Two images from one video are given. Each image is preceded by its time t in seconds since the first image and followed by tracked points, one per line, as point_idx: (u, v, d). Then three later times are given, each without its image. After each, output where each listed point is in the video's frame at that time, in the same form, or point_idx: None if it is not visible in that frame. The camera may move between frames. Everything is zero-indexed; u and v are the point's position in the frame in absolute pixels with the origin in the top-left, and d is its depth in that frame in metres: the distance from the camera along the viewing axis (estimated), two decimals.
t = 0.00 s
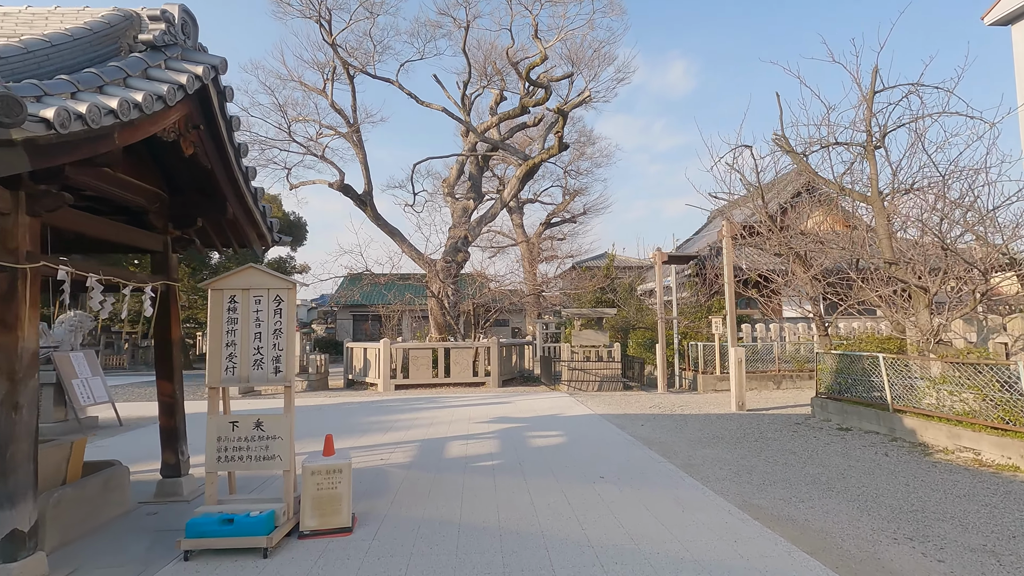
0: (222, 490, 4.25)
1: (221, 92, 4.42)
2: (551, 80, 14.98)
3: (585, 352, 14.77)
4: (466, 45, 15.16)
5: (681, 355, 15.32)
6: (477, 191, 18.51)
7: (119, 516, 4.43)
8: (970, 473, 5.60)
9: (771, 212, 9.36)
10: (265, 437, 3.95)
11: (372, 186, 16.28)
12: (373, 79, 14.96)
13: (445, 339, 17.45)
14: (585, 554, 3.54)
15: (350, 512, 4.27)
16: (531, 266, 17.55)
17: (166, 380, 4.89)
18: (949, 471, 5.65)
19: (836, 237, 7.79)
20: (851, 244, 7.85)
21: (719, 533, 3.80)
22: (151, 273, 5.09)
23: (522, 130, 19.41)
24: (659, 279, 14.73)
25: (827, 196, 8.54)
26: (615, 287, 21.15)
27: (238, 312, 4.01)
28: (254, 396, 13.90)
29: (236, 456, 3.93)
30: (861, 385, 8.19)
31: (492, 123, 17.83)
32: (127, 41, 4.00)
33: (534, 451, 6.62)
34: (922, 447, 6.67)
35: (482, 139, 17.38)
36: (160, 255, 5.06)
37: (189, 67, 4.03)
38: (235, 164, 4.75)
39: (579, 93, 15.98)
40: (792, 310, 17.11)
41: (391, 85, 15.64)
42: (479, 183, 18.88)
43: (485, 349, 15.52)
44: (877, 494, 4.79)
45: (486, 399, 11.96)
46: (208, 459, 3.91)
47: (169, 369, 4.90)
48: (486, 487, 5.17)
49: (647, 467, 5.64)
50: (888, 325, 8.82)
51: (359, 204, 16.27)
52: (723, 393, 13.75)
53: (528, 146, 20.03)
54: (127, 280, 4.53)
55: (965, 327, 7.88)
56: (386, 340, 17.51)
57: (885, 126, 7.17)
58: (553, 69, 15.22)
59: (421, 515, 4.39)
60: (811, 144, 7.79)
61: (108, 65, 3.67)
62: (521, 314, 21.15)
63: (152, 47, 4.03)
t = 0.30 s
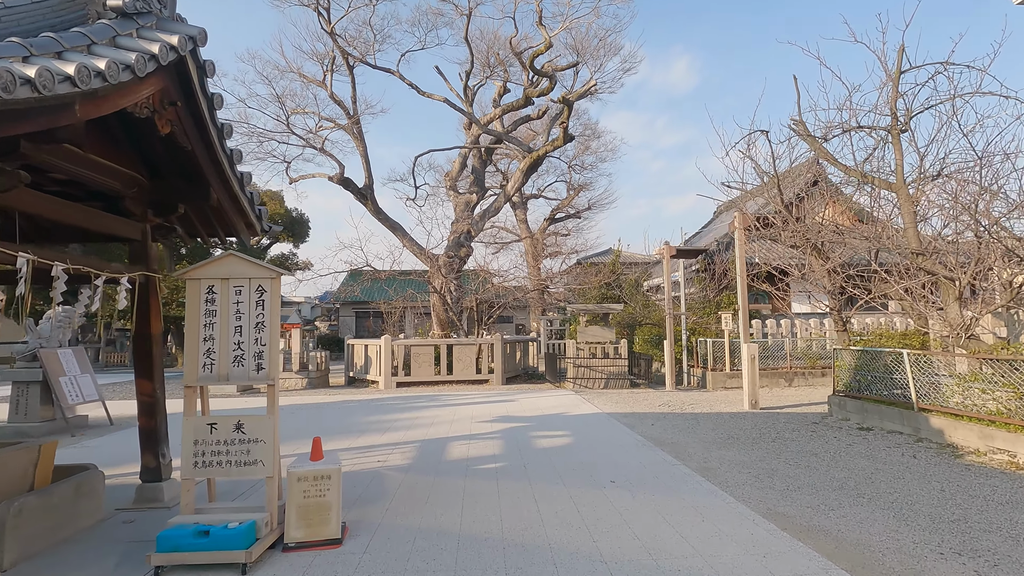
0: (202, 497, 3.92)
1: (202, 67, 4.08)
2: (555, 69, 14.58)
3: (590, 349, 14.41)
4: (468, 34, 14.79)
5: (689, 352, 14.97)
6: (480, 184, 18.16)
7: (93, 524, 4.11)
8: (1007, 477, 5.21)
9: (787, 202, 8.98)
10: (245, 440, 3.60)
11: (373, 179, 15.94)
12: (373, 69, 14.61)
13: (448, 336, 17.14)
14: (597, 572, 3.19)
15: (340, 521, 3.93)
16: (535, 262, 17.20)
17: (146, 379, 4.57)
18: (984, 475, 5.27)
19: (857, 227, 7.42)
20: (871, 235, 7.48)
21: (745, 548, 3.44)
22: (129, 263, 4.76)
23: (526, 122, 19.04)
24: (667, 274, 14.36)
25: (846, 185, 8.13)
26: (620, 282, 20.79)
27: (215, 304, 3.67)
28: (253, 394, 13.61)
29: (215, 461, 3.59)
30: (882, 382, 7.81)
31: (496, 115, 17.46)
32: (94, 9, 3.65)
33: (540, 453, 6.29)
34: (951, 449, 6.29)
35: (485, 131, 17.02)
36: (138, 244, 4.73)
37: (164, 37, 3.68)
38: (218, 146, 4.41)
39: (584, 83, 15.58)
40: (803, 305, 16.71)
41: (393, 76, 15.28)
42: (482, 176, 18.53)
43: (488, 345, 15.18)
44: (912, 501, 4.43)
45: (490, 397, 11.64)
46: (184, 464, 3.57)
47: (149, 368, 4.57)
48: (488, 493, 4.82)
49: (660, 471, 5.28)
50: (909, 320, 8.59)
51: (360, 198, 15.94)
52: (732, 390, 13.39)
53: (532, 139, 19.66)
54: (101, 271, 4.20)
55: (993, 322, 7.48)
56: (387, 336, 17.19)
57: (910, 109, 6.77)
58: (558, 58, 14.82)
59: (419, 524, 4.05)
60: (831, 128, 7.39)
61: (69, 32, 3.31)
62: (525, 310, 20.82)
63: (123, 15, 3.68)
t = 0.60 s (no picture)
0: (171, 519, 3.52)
1: (169, 38, 3.70)
2: (557, 58, 14.14)
3: (594, 347, 14.02)
4: (468, 23, 14.35)
5: (695, 350, 14.59)
6: (480, 178, 17.76)
7: (51, 545, 3.74)
8: None
9: (801, 193, 8.57)
10: (215, 455, 3.21)
11: (370, 172, 15.54)
12: (370, 58, 14.19)
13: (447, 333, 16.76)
14: None
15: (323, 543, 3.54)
16: (536, 258, 16.73)
17: (113, 384, 4.16)
18: None
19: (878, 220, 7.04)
20: (893, 227, 7.08)
21: None
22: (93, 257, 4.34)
23: (528, 115, 18.62)
24: (672, 269, 13.95)
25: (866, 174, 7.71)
26: (623, 278, 20.40)
27: (181, 302, 3.27)
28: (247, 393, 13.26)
29: (180, 478, 3.20)
30: (903, 384, 7.41)
31: (496, 106, 17.04)
32: None
33: (544, 460, 5.90)
34: (981, 456, 5.89)
35: (485, 123, 16.60)
36: (103, 235, 4.31)
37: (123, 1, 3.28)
38: (190, 127, 4.04)
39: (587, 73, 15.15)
40: (811, 302, 16.31)
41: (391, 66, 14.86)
42: (482, 170, 18.12)
43: (489, 343, 14.80)
44: (953, 519, 4.04)
45: (490, 396, 11.27)
46: (146, 483, 3.18)
47: (116, 372, 4.16)
48: (487, 507, 4.44)
49: (673, 482, 4.88)
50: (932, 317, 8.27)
51: (357, 191, 15.54)
52: (740, 389, 13.02)
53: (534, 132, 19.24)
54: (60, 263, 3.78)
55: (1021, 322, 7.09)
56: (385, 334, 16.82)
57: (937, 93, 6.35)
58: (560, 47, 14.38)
59: (410, 545, 3.66)
60: (851, 113, 6.96)
61: None
62: (526, 307, 20.45)
63: None
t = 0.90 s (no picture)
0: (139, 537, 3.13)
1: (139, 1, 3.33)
2: (560, 47, 13.74)
3: (598, 345, 13.65)
4: (468, 12, 13.97)
5: (701, 348, 14.24)
6: (481, 173, 17.39)
7: (10, 563, 3.36)
8: None
9: (817, 184, 8.21)
10: (186, 465, 2.83)
11: (367, 166, 15.15)
12: (368, 48, 13.80)
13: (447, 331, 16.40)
14: None
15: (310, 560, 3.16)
16: (537, 254, 16.30)
17: (81, 384, 3.78)
18: None
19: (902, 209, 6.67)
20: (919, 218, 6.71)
21: None
22: (60, 244, 4.02)
23: (529, 108, 18.25)
24: (677, 265, 13.59)
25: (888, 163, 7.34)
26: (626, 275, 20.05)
27: (148, 292, 2.88)
28: (240, 393, 12.88)
29: (147, 492, 2.82)
30: (926, 383, 7.05)
31: (497, 99, 16.65)
32: None
33: (551, 464, 5.54)
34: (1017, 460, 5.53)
35: (486, 116, 16.21)
36: (71, 219, 4.00)
37: None
38: (165, 103, 3.68)
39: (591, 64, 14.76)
40: (818, 298, 15.99)
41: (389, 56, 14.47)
42: (483, 164, 17.74)
43: (490, 341, 14.43)
44: (1006, 532, 3.66)
45: (492, 396, 10.91)
46: (108, 497, 2.80)
47: (84, 371, 3.77)
48: (492, 519, 4.07)
49: (693, 490, 4.50)
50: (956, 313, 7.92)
51: (354, 186, 15.16)
52: (747, 388, 12.68)
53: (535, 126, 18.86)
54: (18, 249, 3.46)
55: None
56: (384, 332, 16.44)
57: (970, 74, 5.96)
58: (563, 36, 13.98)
59: (408, 564, 3.29)
60: (875, 97, 6.59)
61: None
62: (527, 305, 20.09)
63: None
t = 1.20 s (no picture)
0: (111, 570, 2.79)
1: None
2: (570, 41, 13.38)
3: (609, 347, 13.28)
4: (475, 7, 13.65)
5: (716, 350, 13.84)
6: (488, 171, 17.06)
7: None
8: None
9: (843, 179, 7.82)
10: (161, 492, 2.52)
11: (373, 164, 14.85)
12: (373, 43, 13.50)
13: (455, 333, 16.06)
14: None
15: None
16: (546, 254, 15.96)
17: (57, 396, 3.46)
18: None
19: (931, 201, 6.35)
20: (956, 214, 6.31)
21: None
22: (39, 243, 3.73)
23: (538, 105, 17.92)
24: (692, 265, 13.21)
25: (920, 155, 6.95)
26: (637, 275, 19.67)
27: (118, 295, 2.56)
28: (244, 397, 12.59)
29: (115, 522, 2.50)
30: (963, 388, 6.67)
31: (505, 96, 16.32)
32: None
33: (567, 478, 5.18)
34: None
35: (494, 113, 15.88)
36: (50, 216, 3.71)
37: None
38: (147, 89, 3.40)
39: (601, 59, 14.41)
40: (835, 299, 15.59)
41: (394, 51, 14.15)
42: (491, 162, 17.41)
43: (498, 343, 14.09)
44: None
45: (501, 400, 10.56)
46: (72, 528, 2.47)
47: (60, 382, 3.45)
48: (505, 541, 3.72)
49: (722, 509, 4.14)
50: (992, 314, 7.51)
51: (360, 185, 14.86)
52: (765, 392, 12.30)
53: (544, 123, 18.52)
54: None
55: None
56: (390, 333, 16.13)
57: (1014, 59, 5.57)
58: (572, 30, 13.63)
59: None
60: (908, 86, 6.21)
61: None
62: (536, 305, 19.74)
63: None
